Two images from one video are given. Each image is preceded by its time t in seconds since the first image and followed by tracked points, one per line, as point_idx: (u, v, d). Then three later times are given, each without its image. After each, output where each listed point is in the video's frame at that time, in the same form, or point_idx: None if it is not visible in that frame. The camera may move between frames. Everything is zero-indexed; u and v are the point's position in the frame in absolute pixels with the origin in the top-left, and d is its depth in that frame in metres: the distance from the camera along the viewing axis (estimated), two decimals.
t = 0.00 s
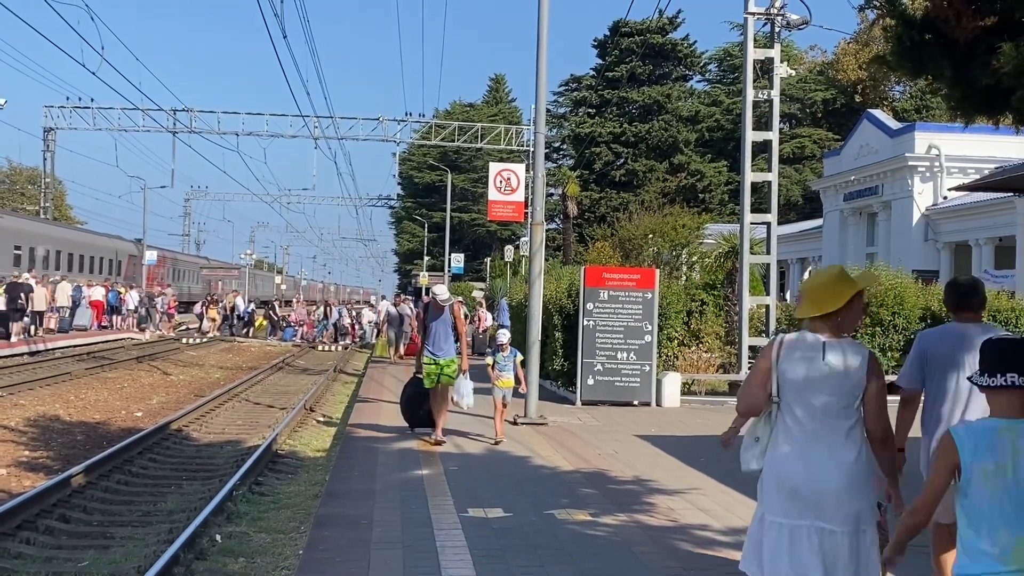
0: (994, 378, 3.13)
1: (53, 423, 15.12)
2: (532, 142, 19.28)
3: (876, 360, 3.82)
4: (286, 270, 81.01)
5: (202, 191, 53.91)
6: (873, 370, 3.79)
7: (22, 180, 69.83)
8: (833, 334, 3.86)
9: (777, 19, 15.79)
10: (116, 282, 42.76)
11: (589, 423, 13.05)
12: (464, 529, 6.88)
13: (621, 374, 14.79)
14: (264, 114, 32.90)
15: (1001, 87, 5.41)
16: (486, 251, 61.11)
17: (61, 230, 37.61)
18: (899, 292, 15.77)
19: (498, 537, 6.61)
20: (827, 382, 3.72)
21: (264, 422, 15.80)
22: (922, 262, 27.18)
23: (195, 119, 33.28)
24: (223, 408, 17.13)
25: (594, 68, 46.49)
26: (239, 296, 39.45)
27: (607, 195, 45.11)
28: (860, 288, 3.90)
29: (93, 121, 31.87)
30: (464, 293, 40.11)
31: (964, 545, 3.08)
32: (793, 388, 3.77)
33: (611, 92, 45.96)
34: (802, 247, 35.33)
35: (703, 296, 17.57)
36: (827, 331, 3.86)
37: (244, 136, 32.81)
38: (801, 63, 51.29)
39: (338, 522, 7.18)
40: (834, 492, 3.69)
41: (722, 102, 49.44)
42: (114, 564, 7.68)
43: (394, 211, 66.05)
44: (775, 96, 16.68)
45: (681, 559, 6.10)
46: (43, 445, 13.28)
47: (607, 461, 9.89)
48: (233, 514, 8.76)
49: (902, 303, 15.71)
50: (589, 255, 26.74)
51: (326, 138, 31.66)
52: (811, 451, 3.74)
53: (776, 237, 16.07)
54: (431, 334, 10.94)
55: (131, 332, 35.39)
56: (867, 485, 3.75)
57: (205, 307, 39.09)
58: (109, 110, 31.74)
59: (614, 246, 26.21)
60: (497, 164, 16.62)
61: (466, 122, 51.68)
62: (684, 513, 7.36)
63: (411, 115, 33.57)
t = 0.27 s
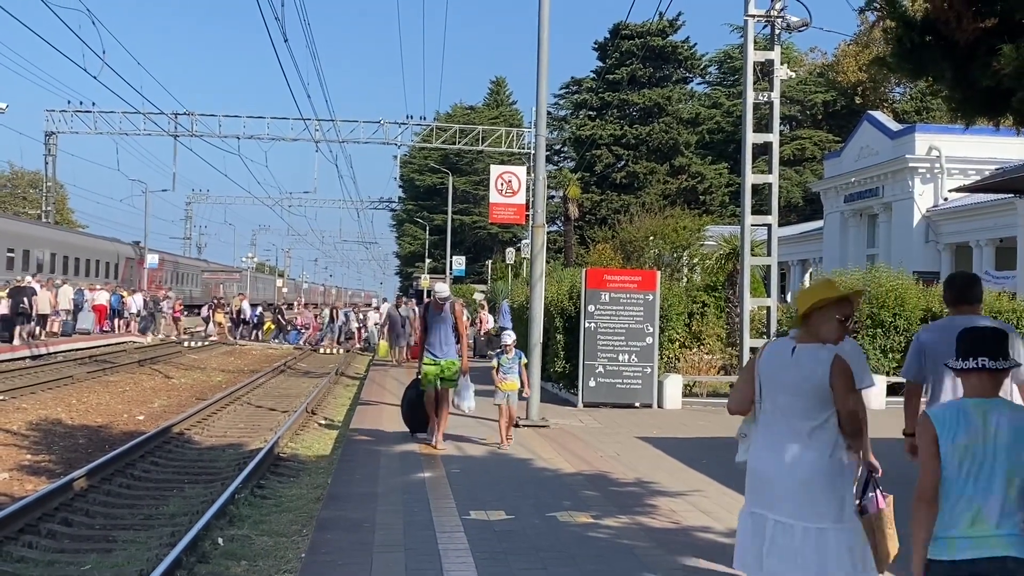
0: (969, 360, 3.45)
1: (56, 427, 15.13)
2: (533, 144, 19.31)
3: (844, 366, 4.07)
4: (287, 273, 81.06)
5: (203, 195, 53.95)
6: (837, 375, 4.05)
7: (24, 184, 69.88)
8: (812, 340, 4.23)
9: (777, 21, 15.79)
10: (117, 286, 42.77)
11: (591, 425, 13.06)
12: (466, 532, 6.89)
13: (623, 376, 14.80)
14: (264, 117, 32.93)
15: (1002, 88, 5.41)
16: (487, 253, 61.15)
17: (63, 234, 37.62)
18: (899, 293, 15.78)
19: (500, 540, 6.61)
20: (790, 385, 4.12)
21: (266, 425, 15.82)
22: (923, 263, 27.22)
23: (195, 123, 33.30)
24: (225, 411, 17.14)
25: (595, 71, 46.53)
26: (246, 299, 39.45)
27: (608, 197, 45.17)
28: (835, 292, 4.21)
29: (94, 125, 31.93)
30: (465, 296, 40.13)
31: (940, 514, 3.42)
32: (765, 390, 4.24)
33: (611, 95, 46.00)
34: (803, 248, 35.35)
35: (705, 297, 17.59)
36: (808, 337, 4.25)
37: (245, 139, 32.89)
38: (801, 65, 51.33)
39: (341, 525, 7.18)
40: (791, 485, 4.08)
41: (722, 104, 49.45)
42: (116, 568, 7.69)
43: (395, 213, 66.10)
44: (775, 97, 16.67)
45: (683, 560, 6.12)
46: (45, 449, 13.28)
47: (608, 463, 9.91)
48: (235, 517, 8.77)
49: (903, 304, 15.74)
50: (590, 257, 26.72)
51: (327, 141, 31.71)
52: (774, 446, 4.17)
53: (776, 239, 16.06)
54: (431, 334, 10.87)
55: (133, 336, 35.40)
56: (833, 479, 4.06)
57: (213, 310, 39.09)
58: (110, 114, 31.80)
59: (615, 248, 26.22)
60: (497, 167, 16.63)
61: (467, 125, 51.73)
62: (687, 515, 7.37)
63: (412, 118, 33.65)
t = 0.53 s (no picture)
0: (938, 361, 3.84)
1: (57, 430, 15.14)
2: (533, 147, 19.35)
3: (822, 358, 4.26)
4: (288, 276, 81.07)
5: (204, 198, 53.97)
6: (812, 366, 4.26)
7: (25, 187, 69.89)
8: (804, 333, 4.52)
9: (778, 23, 15.78)
10: (118, 289, 42.76)
11: (592, 427, 13.06)
12: (467, 534, 6.89)
13: (624, 379, 14.80)
14: (265, 120, 32.93)
15: (1003, 91, 5.43)
16: (488, 256, 61.16)
17: (64, 237, 37.65)
18: (900, 294, 15.76)
19: (502, 542, 6.61)
20: (773, 373, 4.41)
21: (267, 427, 15.82)
22: (924, 265, 27.22)
23: (197, 125, 33.30)
24: (226, 414, 17.13)
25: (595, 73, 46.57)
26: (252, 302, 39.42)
27: (609, 199, 45.18)
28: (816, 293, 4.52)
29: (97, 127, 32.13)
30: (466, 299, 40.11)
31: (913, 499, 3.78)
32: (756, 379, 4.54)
33: (612, 97, 46.03)
34: (804, 250, 35.35)
35: (706, 299, 17.59)
36: (798, 332, 4.54)
37: (246, 142, 32.87)
38: (802, 67, 51.36)
39: (342, 528, 7.18)
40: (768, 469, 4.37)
41: (723, 106, 49.47)
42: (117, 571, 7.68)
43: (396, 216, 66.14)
44: (777, 99, 16.66)
45: (684, 563, 6.12)
46: (47, 452, 13.29)
47: (610, 465, 9.89)
48: (237, 520, 8.77)
49: (903, 306, 15.73)
50: (592, 259, 26.73)
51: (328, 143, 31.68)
52: (757, 428, 4.49)
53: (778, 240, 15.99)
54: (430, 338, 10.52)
55: (134, 339, 35.41)
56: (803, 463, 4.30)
57: (220, 312, 39.09)
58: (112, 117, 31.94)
59: (616, 250, 26.20)
60: (497, 169, 16.68)
61: (468, 128, 51.73)
62: (689, 517, 7.37)
63: (413, 121, 33.66)
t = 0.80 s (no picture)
0: (930, 357, 4.36)
1: (57, 432, 15.12)
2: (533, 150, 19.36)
3: (832, 369, 4.26)
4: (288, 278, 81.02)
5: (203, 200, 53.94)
6: (824, 376, 4.25)
7: (24, 190, 69.80)
8: (812, 342, 4.46)
9: (778, 25, 15.79)
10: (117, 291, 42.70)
11: (592, 429, 13.06)
12: (468, 537, 6.89)
13: (625, 381, 14.80)
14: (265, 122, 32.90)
15: (1003, 93, 5.44)
16: (488, 258, 61.13)
17: (63, 240, 37.62)
18: (900, 297, 15.77)
19: (501, 545, 6.61)
20: (783, 379, 4.38)
21: (267, 430, 15.81)
22: (924, 267, 27.23)
23: (196, 128, 33.30)
24: (226, 417, 17.10)
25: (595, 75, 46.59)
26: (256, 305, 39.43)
27: (608, 202, 45.17)
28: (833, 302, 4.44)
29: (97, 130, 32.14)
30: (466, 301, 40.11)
31: (913, 485, 4.33)
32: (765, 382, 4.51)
33: (611, 99, 46.02)
34: (804, 252, 35.35)
35: (705, 302, 17.59)
36: (810, 341, 4.48)
37: (245, 144, 32.86)
38: (802, 69, 51.39)
39: (342, 530, 7.17)
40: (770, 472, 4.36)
41: (723, 108, 49.50)
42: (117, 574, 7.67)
43: (396, 218, 66.12)
44: (777, 100, 16.66)
45: (685, 564, 6.12)
46: (46, 455, 13.27)
47: (610, 467, 9.89)
48: (237, 523, 8.75)
49: (904, 308, 15.74)
50: (591, 262, 26.70)
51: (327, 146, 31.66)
52: (763, 432, 4.46)
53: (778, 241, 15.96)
54: (426, 343, 10.18)
55: (134, 341, 35.35)
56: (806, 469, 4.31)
57: (223, 315, 39.00)
58: (112, 120, 31.94)
59: (616, 252, 26.18)
60: (496, 172, 16.71)
61: (467, 130, 51.73)
62: (688, 519, 7.37)
63: (412, 123, 33.64)
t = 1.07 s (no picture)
0: (938, 360, 4.65)
1: (55, 434, 15.11)
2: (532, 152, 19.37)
3: (847, 377, 4.32)
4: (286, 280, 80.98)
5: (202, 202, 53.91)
6: (837, 380, 4.33)
7: (23, 192, 69.75)
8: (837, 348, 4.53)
9: (777, 27, 15.81)
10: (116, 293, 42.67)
11: (591, 431, 13.06)
12: (467, 538, 6.88)
13: (624, 383, 14.80)
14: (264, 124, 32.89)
15: (1002, 95, 5.45)
16: (486, 260, 61.12)
17: (62, 242, 37.61)
18: (899, 299, 15.77)
19: (500, 547, 6.60)
20: (798, 378, 4.45)
21: (265, 431, 15.79)
22: (923, 269, 27.24)
23: (195, 130, 33.30)
24: (225, 419, 17.09)
25: (594, 77, 46.63)
26: (261, 306, 39.53)
27: (607, 204, 45.18)
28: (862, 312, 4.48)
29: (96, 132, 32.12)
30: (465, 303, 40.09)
31: (914, 479, 4.63)
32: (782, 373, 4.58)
33: (610, 101, 46.02)
34: (803, 254, 35.36)
35: (704, 304, 17.59)
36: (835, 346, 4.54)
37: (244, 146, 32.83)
38: (800, 71, 51.44)
39: (341, 532, 7.16)
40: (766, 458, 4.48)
41: (722, 110, 49.55)
42: None
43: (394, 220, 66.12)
44: (776, 102, 16.65)
45: (685, 566, 6.12)
46: (45, 456, 13.26)
47: (609, 469, 9.87)
48: (236, 525, 8.74)
49: (903, 310, 15.73)
50: (590, 263, 26.70)
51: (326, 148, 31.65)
52: (766, 423, 4.54)
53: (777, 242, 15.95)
54: (425, 345, 10.02)
55: (132, 343, 35.34)
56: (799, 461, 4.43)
57: (227, 317, 38.99)
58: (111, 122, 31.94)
59: (615, 254, 26.18)
60: (495, 174, 16.73)
61: (466, 132, 51.73)
62: (688, 522, 7.36)
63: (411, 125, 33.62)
